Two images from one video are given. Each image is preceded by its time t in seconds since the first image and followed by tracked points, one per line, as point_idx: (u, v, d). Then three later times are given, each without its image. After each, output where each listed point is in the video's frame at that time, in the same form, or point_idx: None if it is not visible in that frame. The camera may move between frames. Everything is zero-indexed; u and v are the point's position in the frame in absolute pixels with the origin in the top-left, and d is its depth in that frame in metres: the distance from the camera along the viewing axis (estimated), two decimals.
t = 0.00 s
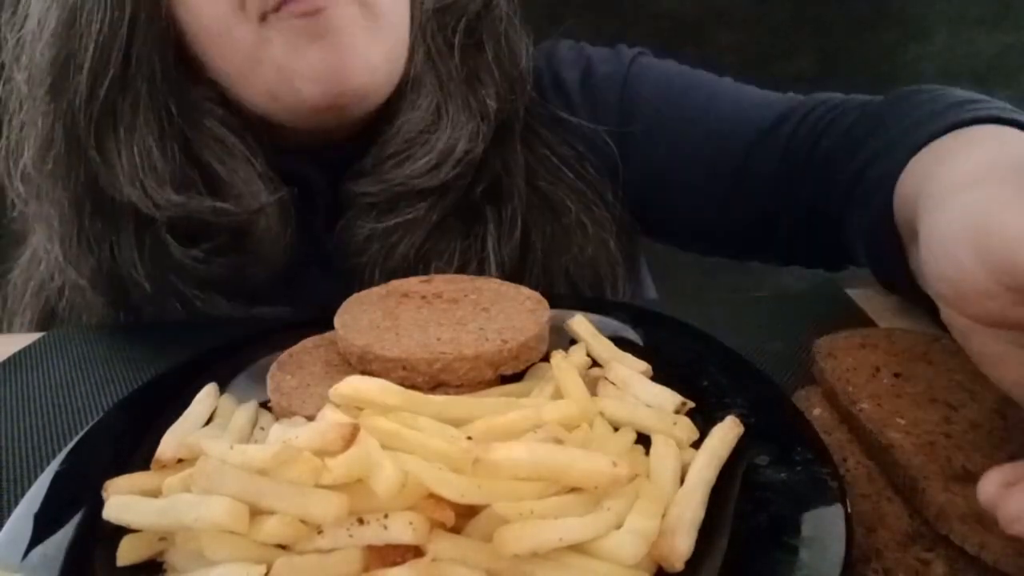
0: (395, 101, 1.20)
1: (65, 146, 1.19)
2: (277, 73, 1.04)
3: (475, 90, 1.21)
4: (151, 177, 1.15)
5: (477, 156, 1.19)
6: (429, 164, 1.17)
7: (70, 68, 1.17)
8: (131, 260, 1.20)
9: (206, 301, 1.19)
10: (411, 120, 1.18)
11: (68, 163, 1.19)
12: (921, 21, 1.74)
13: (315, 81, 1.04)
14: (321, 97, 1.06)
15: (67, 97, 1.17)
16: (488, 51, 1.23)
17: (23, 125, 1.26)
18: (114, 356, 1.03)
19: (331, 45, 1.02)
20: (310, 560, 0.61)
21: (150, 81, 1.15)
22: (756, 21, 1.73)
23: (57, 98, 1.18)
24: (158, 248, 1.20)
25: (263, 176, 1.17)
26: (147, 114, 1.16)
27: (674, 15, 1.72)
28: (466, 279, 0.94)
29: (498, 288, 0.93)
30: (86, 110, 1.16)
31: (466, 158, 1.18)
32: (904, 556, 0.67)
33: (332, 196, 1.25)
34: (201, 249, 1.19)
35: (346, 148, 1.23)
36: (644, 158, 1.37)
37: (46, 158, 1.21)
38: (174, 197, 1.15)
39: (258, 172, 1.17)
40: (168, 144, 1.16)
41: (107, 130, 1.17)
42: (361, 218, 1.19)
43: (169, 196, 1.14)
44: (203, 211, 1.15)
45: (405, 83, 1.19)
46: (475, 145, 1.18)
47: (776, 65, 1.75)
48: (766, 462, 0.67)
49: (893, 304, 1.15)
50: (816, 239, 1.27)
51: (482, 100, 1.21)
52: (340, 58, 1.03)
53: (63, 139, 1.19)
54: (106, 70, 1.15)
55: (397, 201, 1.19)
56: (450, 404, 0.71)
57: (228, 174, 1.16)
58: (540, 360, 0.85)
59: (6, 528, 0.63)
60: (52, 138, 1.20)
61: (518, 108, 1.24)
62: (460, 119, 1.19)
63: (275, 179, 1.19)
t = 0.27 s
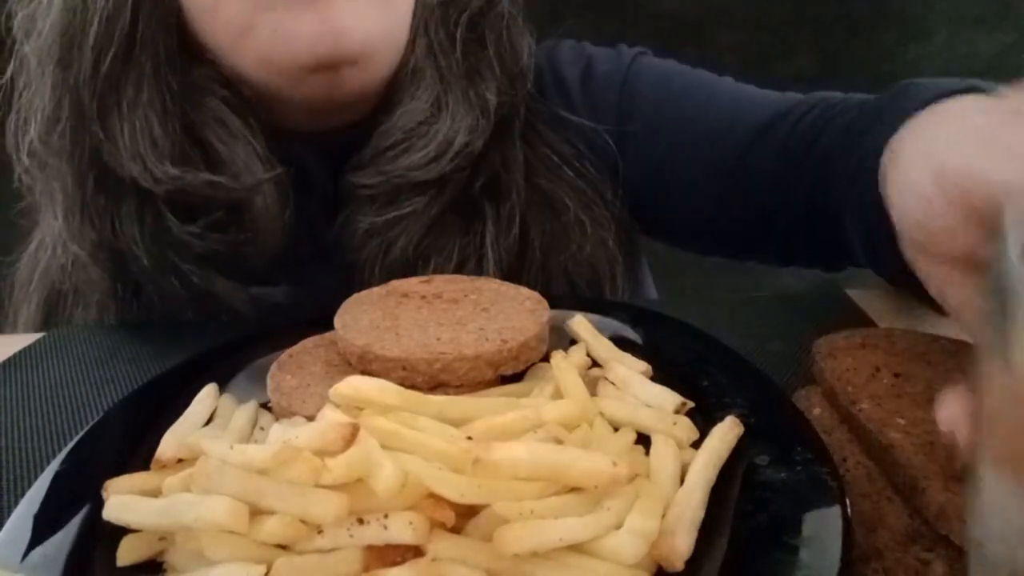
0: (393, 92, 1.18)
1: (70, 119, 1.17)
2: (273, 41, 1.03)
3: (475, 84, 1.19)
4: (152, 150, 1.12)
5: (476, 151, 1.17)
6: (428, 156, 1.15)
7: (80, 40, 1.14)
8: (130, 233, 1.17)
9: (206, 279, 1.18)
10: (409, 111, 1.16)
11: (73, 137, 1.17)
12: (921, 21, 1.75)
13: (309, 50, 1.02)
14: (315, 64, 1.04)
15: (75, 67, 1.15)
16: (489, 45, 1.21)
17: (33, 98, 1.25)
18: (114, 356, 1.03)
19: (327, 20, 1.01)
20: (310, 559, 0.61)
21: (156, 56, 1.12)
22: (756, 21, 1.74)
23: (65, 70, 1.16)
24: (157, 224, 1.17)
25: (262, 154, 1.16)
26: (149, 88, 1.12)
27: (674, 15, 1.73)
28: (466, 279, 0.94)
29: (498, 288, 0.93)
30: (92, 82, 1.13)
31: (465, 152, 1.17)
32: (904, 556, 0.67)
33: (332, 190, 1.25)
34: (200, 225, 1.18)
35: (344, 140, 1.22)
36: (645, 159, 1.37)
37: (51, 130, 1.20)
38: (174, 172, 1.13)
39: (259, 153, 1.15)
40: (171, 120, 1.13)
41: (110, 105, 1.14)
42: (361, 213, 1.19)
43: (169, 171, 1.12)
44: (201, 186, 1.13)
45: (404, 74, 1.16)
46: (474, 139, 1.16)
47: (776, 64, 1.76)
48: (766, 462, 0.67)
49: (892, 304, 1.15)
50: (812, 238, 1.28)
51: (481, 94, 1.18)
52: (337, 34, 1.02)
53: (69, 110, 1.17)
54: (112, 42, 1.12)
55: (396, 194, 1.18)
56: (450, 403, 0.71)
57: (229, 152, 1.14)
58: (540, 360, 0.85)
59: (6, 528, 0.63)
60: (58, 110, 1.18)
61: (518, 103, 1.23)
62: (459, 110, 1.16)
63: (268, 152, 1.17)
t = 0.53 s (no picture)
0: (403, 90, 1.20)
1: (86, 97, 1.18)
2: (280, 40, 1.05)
3: (485, 87, 1.20)
4: (169, 129, 1.14)
5: (482, 151, 1.18)
6: (433, 156, 1.17)
7: (100, 21, 1.17)
8: (140, 208, 1.16)
9: (215, 259, 1.17)
10: (419, 112, 1.18)
11: (88, 113, 1.18)
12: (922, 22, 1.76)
13: (312, 54, 1.04)
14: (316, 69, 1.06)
15: (93, 47, 1.17)
16: (500, 49, 1.22)
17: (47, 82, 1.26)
18: (115, 356, 1.03)
19: (337, 24, 1.03)
20: (310, 559, 0.61)
21: (174, 34, 1.15)
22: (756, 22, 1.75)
23: (83, 51, 1.17)
24: (170, 204, 1.17)
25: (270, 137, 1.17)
26: (168, 66, 1.14)
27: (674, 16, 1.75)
28: (466, 279, 0.94)
29: (498, 288, 0.93)
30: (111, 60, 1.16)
31: (470, 152, 1.17)
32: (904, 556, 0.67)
33: (336, 182, 1.25)
34: (212, 205, 1.17)
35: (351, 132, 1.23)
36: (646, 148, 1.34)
37: (65, 111, 1.20)
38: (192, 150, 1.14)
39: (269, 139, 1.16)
40: (188, 100, 1.15)
41: (128, 84, 1.16)
42: (363, 209, 1.20)
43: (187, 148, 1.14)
44: (217, 165, 1.14)
45: (416, 75, 1.19)
46: (481, 139, 1.17)
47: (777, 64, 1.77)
48: (766, 462, 0.67)
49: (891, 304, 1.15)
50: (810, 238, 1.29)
51: (490, 97, 1.19)
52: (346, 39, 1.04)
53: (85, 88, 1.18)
54: (133, 20, 1.14)
55: (400, 191, 1.19)
56: (451, 403, 0.71)
57: (243, 131, 1.16)
58: (541, 360, 0.85)
59: (6, 528, 0.63)
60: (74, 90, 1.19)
61: (525, 107, 1.23)
62: (466, 111, 1.17)
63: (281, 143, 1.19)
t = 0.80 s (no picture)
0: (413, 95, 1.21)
1: (99, 84, 1.18)
2: (294, 44, 1.07)
3: (495, 95, 1.20)
4: (184, 121, 1.16)
5: (488, 160, 1.18)
6: (438, 165, 1.17)
7: (115, 8, 1.16)
8: (152, 196, 1.17)
9: (224, 248, 1.19)
10: (430, 121, 1.19)
11: (101, 100, 1.18)
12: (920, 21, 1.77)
13: (326, 57, 1.06)
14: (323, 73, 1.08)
15: (107, 34, 1.17)
16: (513, 59, 1.21)
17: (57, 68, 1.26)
18: (115, 355, 1.03)
19: (354, 27, 1.04)
20: (310, 559, 0.61)
21: (189, 27, 1.15)
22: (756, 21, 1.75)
23: (96, 39, 1.17)
24: (180, 193, 1.18)
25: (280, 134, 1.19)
26: (183, 59, 1.15)
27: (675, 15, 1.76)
28: (466, 279, 0.95)
29: (498, 288, 0.93)
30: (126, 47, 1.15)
31: (477, 160, 1.18)
32: (904, 555, 0.67)
33: (341, 179, 1.26)
34: (223, 195, 1.19)
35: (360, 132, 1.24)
36: (652, 147, 1.34)
37: (75, 97, 1.20)
38: (206, 142, 1.16)
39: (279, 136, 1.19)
40: (201, 92, 1.16)
41: (142, 74, 1.16)
42: (367, 207, 1.20)
43: (201, 141, 1.16)
44: (233, 159, 1.16)
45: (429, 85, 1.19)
46: (488, 148, 1.17)
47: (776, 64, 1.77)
48: (766, 463, 0.67)
49: (891, 304, 1.15)
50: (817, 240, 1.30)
51: (499, 107, 1.19)
52: (360, 41, 1.05)
53: (99, 76, 1.18)
54: (153, 11, 1.14)
55: (405, 195, 1.19)
56: (451, 403, 0.71)
57: (257, 126, 1.17)
58: (541, 360, 0.85)
59: (6, 528, 0.63)
60: (87, 76, 1.19)
61: (534, 117, 1.23)
62: (475, 120, 1.17)
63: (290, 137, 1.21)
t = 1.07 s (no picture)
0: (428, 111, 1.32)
1: (114, 85, 1.20)
2: (309, 64, 1.18)
3: (509, 114, 1.31)
4: (198, 126, 1.19)
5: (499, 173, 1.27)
6: (450, 178, 1.26)
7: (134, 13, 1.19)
8: (166, 196, 1.21)
9: (237, 247, 1.24)
10: (444, 136, 1.28)
11: (113, 99, 1.20)
12: (921, 21, 1.77)
13: (342, 87, 1.20)
14: (340, 105, 1.22)
15: (122, 35, 1.19)
16: (527, 78, 1.33)
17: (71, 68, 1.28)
18: (116, 355, 1.03)
19: (368, 58, 1.17)
20: (310, 559, 0.61)
21: (205, 34, 1.19)
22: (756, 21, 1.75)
23: (111, 41, 1.19)
24: (193, 193, 1.23)
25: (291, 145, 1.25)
26: (199, 66, 1.19)
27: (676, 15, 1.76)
28: (466, 279, 0.95)
29: (498, 288, 0.93)
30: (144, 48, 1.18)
31: (487, 173, 1.27)
32: (904, 555, 0.67)
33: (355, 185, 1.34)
34: (238, 196, 1.25)
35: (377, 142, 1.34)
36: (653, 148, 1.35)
37: (86, 97, 1.21)
38: (222, 149, 1.20)
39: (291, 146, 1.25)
40: (216, 99, 1.21)
41: (159, 79, 1.20)
42: (378, 213, 1.27)
43: (217, 147, 1.20)
44: (250, 166, 1.21)
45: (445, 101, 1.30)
46: (498, 163, 1.27)
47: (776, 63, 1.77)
48: (766, 463, 0.67)
49: (891, 304, 1.15)
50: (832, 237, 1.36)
51: (511, 125, 1.30)
52: (373, 71, 1.19)
53: (116, 78, 1.20)
54: (174, 18, 1.17)
55: (417, 202, 1.27)
56: (451, 404, 0.71)
57: (274, 135, 1.23)
58: (540, 360, 0.85)
59: (5, 528, 0.63)
60: (101, 77, 1.20)
61: (545, 133, 1.35)
62: (490, 138, 1.27)
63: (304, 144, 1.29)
